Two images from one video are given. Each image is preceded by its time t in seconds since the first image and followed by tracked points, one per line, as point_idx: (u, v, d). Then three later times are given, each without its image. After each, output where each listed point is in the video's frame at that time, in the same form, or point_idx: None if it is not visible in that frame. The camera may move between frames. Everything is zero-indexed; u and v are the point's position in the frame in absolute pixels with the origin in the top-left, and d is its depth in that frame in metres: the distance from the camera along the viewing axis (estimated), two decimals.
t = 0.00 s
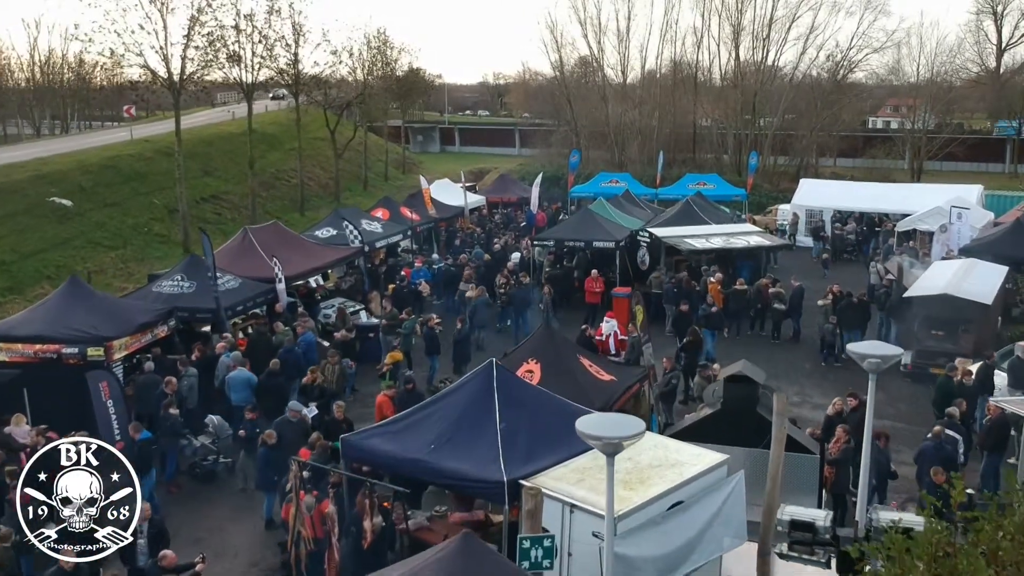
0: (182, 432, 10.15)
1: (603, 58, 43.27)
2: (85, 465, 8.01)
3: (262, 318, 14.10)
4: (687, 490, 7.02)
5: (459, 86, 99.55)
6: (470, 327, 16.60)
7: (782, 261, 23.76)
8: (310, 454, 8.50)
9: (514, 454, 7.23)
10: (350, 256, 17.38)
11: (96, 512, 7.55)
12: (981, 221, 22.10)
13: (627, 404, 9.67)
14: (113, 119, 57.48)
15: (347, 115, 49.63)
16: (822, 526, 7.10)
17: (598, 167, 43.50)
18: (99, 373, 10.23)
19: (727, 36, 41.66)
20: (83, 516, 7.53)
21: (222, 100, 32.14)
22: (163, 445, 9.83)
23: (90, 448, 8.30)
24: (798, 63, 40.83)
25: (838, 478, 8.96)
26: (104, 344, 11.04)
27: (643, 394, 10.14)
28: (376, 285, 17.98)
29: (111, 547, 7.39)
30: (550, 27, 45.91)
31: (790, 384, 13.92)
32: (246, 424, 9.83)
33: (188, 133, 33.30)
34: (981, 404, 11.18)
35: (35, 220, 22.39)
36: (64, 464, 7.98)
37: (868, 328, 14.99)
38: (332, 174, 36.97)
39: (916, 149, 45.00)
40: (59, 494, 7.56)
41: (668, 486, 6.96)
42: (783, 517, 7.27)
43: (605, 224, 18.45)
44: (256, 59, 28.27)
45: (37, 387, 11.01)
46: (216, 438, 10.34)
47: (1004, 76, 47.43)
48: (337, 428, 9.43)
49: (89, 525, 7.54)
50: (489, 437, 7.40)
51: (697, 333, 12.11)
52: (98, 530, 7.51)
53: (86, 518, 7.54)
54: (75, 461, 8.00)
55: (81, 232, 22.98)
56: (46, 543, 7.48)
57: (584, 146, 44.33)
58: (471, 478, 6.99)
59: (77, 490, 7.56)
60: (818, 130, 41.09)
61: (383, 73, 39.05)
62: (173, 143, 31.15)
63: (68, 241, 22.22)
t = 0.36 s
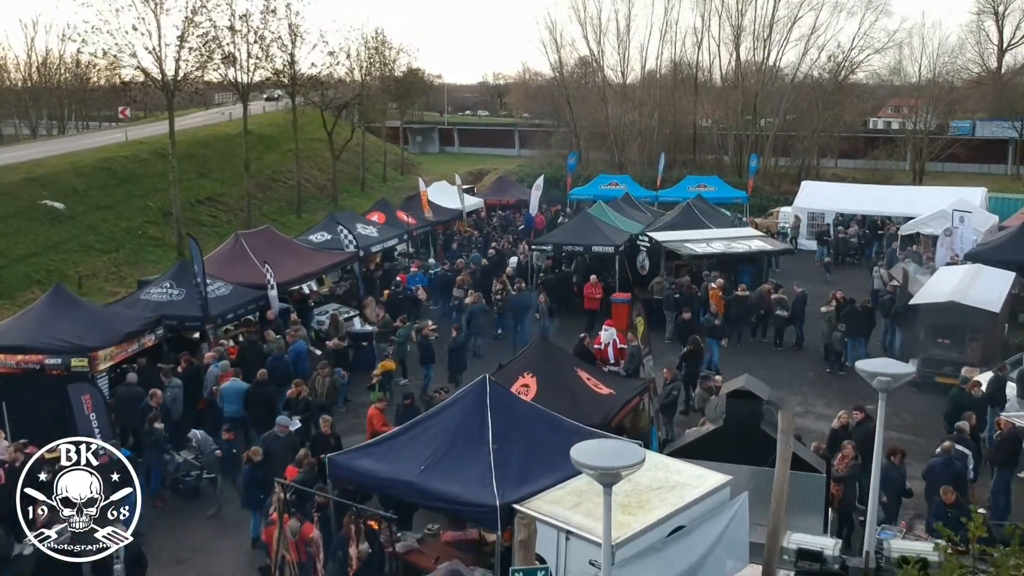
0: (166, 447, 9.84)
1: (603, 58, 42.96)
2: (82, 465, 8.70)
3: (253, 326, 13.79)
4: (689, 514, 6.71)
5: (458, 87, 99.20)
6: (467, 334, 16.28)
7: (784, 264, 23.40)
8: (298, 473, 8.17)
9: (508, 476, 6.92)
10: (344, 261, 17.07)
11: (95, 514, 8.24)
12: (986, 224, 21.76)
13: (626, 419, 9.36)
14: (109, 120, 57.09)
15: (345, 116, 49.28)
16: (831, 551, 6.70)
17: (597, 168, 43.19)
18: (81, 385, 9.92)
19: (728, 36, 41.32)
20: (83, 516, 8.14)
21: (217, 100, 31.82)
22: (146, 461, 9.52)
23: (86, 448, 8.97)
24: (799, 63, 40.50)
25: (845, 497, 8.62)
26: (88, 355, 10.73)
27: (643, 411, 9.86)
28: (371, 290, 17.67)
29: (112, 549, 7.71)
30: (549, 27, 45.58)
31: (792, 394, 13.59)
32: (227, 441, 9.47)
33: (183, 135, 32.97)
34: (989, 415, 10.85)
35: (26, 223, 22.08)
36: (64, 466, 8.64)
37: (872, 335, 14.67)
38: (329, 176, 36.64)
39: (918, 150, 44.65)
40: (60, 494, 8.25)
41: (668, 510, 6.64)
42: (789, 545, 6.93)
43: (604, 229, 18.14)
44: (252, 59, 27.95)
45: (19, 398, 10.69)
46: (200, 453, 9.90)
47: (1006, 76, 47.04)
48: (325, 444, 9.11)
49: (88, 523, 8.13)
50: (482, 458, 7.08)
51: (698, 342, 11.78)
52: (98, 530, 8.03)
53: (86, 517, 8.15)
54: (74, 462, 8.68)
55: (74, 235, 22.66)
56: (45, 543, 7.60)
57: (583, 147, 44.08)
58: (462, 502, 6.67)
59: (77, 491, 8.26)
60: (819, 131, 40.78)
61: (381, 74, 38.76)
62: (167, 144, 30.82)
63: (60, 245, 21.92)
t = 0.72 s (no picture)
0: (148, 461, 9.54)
1: (603, 59, 42.63)
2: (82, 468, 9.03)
3: (244, 333, 13.48)
4: (690, 539, 6.38)
5: (457, 87, 98.82)
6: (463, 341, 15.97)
7: (786, 268, 23.08)
8: (282, 491, 7.88)
9: (500, 500, 6.60)
10: (339, 266, 16.77)
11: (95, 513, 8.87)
12: (991, 227, 21.43)
13: (625, 433, 9.06)
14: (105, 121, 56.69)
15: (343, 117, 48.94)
16: None
17: (597, 170, 42.86)
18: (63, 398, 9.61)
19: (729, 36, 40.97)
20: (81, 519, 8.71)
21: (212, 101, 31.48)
22: (128, 476, 9.24)
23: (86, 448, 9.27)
24: (800, 64, 40.15)
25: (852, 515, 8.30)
26: (71, 365, 10.43)
27: (642, 423, 9.56)
28: (366, 296, 17.37)
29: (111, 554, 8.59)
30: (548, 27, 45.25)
31: (794, 404, 13.28)
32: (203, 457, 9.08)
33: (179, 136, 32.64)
34: (999, 426, 10.51)
35: (17, 226, 21.77)
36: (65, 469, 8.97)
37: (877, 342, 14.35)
38: (326, 177, 36.30)
39: (920, 151, 44.26)
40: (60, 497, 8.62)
41: (668, 536, 6.30)
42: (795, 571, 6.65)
43: (602, 233, 17.84)
44: (247, 60, 27.62)
45: None
46: (183, 468, 9.74)
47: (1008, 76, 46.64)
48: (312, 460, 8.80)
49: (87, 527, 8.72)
50: (473, 480, 6.77)
51: (697, 351, 11.51)
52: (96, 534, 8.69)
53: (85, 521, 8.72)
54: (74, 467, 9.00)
55: (65, 239, 22.34)
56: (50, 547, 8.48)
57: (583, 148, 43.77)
58: (453, 528, 6.35)
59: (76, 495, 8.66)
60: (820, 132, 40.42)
61: (379, 74, 38.44)
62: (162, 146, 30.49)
63: (51, 249, 21.59)
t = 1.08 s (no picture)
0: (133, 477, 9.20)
1: (602, 59, 42.32)
2: (84, 464, 8.78)
3: (234, 340, 13.17)
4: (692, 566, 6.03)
5: (456, 87, 98.54)
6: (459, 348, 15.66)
7: (787, 272, 22.78)
8: (267, 511, 7.60)
9: (491, 525, 6.29)
10: (333, 271, 16.46)
11: (95, 513, 8.53)
12: (995, 231, 21.13)
13: (624, 449, 8.74)
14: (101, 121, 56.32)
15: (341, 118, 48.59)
16: None
17: (596, 171, 42.62)
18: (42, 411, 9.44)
19: (729, 36, 40.65)
20: (83, 517, 8.32)
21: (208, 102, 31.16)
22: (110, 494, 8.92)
23: (90, 447, 9.08)
24: (801, 65, 39.84)
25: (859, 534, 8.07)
26: (53, 377, 10.13)
27: (642, 438, 9.27)
28: (361, 301, 17.06)
29: (112, 548, 8.76)
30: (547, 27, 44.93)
31: (798, 414, 12.98)
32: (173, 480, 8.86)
33: (174, 137, 32.32)
34: (1010, 438, 10.20)
35: (7, 230, 21.43)
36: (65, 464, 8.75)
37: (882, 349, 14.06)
38: (323, 180, 36.01)
39: (921, 152, 43.95)
40: (58, 494, 8.28)
41: (669, 562, 5.95)
42: None
43: (602, 237, 17.53)
44: (242, 61, 27.30)
45: None
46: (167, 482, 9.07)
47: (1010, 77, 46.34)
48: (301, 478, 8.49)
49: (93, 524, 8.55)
50: (463, 504, 6.45)
51: (697, 361, 11.24)
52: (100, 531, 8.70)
53: (87, 519, 8.38)
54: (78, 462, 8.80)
55: (57, 242, 22.01)
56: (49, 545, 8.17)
57: (582, 149, 43.53)
58: (442, 556, 6.03)
59: (78, 491, 8.37)
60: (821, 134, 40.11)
61: (377, 75, 38.18)
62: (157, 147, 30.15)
63: (41, 252, 21.26)
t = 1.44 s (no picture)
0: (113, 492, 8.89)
1: (602, 60, 41.99)
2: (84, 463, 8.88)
3: (224, 348, 12.86)
4: None
5: (455, 87, 98.16)
6: (455, 355, 15.33)
7: (789, 276, 22.43)
8: (250, 530, 7.36)
9: (481, 551, 5.97)
10: (327, 276, 16.15)
11: (95, 513, 8.59)
12: (1001, 234, 20.80)
13: (623, 466, 8.42)
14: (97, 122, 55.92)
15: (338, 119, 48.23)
16: None
17: (596, 172, 42.25)
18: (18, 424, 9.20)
19: (730, 36, 40.30)
20: (83, 517, 8.54)
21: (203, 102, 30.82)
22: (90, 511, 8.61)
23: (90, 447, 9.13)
24: (803, 65, 39.50)
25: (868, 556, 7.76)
26: (31, 388, 9.82)
27: (642, 452, 8.94)
28: (355, 306, 16.75)
29: (113, 548, 8.81)
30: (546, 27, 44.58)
31: (801, 424, 12.65)
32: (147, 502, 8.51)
33: (169, 139, 31.97)
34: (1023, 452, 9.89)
35: None
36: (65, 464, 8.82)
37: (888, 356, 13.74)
38: (319, 181, 35.67)
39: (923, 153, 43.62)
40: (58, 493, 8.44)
41: None
42: None
43: (600, 240, 17.21)
44: (237, 61, 26.95)
45: None
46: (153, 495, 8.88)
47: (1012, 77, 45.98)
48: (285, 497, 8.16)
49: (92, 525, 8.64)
50: (452, 527, 6.14)
51: (697, 369, 10.94)
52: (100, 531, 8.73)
53: (86, 519, 8.55)
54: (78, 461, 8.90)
55: (49, 245, 21.70)
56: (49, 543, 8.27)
57: (581, 150, 43.21)
58: None
59: (77, 492, 8.54)
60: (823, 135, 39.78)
61: (375, 75, 37.84)
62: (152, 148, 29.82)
63: (32, 255, 20.93)
